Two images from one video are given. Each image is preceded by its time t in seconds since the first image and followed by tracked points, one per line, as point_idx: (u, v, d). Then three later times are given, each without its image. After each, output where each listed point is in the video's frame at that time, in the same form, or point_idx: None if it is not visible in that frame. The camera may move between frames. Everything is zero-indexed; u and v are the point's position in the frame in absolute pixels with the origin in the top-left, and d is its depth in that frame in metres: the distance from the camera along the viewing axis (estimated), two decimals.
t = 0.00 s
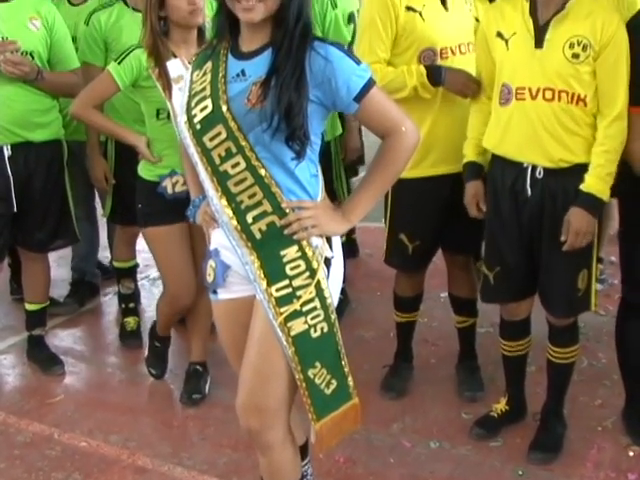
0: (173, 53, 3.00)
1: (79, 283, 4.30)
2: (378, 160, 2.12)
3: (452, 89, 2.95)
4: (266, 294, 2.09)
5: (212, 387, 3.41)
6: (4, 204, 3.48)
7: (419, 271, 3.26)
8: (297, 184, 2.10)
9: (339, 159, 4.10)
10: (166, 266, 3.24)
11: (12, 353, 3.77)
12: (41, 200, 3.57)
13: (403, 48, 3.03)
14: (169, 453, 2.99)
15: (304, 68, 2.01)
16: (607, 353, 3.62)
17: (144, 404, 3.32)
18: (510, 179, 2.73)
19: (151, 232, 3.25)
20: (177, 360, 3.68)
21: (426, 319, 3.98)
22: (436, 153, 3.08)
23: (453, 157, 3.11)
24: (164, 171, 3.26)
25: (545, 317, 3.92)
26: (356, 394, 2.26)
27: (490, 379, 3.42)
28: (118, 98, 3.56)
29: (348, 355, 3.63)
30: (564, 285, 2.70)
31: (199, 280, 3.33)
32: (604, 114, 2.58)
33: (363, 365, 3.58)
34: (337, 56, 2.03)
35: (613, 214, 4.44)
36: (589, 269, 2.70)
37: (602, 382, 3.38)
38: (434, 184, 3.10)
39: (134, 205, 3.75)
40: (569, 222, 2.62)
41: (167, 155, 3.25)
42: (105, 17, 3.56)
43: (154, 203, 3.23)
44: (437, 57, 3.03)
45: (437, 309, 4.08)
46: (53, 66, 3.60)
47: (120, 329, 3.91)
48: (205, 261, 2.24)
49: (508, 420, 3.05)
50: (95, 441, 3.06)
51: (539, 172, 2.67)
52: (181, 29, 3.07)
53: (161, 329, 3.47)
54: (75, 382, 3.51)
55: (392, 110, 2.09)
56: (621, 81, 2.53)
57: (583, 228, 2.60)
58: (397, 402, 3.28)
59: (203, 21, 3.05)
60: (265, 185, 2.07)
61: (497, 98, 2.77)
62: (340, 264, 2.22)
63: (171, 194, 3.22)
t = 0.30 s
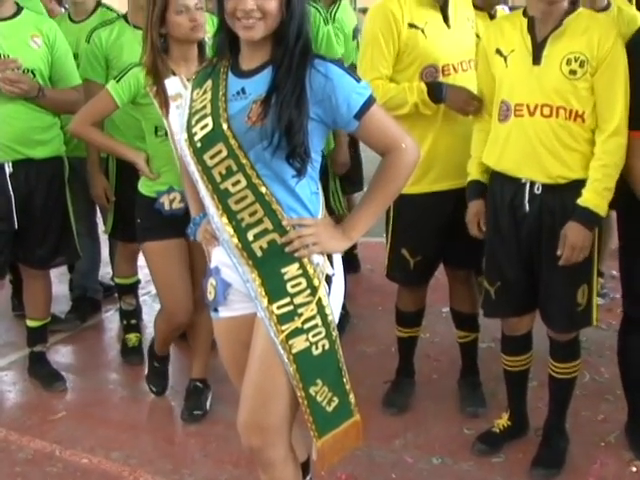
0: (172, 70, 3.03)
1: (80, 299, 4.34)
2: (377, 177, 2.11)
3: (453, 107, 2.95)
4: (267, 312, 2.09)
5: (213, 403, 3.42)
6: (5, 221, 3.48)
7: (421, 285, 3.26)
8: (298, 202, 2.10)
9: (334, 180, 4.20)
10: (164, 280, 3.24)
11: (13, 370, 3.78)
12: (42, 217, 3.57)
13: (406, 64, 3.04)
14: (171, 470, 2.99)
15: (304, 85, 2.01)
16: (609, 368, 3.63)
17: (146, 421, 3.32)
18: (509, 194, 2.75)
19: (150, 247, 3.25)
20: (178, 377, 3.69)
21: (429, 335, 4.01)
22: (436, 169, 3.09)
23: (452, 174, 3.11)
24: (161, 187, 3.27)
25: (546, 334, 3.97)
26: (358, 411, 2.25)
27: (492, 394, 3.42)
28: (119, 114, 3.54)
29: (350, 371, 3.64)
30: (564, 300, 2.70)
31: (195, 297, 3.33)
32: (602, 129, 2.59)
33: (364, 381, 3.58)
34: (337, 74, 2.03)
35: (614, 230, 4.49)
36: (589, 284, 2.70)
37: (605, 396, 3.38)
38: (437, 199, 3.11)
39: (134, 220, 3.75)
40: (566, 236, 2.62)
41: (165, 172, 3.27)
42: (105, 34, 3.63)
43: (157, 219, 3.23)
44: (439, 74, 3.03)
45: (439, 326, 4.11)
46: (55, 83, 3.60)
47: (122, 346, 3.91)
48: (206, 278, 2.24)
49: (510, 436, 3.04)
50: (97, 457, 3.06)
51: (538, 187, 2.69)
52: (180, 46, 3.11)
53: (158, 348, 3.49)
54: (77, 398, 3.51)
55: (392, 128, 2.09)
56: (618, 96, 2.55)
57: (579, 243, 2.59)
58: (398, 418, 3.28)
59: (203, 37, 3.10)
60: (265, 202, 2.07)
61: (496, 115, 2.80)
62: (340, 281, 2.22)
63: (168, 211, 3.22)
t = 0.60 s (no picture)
0: (169, 87, 3.04)
1: (80, 314, 4.35)
2: (375, 194, 2.11)
3: (451, 123, 2.96)
4: (267, 329, 2.09)
5: (212, 420, 3.41)
6: (5, 237, 3.49)
7: (422, 301, 3.27)
8: (297, 219, 2.10)
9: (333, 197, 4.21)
10: (161, 296, 3.23)
11: (12, 387, 3.78)
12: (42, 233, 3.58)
13: (407, 78, 3.05)
14: None
15: (303, 103, 2.02)
16: (609, 383, 3.63)
17: (145, 437, 3.31)
18: (504, 210, 2.76)
19: (149, 263, 3.25)
20: (176, 393, 3.69)
21: (428, 350, 4.02)
22: (436, 185, 3.09)
23: (451, 191, 3.11)
24: (160, 203, 3.27)
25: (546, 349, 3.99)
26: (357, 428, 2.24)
27: (492, 410, 3.42)
28: (118, 131, 3.55)
29: (349, 388, 3.64)
30: (560, 316, 2.69)
31: (193, 313, 3.31)
32: (600, 146, 2.61)
33: (364, 397, 3.57)
34: (336, 91, 2.04)
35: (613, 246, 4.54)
36: (583, 301, 2.69)
37: (604, 412, 3.38)
38: (436, 215, 3.11)
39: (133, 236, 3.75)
40: (568, 252, 2.62)
41: (164, 187, 3.28)
42: (105, 51, 3.67)
43: (156, 234, 3.24)
44: (439, 90, 3.04)
45: (439, 342, 4.12)
46: (54, 99, 3.63)
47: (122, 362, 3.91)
48: (205, 295, 2.25)
49: (509, 452, 3.04)
50: (95, 474, 3.05)
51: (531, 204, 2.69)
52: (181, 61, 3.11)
53: (152, 365, 3.42)
54: (76, 414, 3.51)
55: (392, 145, 2.09)
56: (616, 114, 2.57)
57: (583, 259, 2.59)
58: (398, 434, 3.28)
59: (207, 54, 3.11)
60: (265, 220, 2.07)
61: (493, 132, 2.83)
62: (340, 299, 2.22)
63: (166, 226, 3.23)
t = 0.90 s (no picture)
0: (173, 103, 3.03)
1: (81, 329, 4.36)
2: (376, 212, 2.11)
3: (451, 139, 2.96)
4: (268, 347, 2.09)
5: (213, 435, 3.40)
6: (6, 252, 3.49)
7: (423, 316, 3.27)
8: (297, 235, 2.10)
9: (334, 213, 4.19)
10: (160, 310, 3.23)
11: (13, 402, 3.78)
12: (44, 248, 3.57)
13: (408, 93, 3.07)
14: None
15: (304, 120, 2.01)
16: (611, 399, 3.63)
17: (145, 453, 3.30)
18: (501, 225, 2.78)
19: (150, 279, 3.25)
20: (177, 409, 3.69)
21: (429, 366, 4.03)
22: (439, 201, 3.10)
23: (452, 205, 3.12)
24: (163, 218, 3.27)
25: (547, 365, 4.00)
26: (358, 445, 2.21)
27: (493, 426, 3.41)
28: (119, 147, 3.56)
29: (351, 403, 3.64)
30: (556, 334, 2.71)
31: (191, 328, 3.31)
32: (602, 163, 2.63)
33: (365, 413, 3.57)
34: (337, 108, 2.04)
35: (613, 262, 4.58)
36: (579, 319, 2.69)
37: (606, 428, 3.37)
38: (436, 231, 3.12)
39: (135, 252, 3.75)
40: (584, 273, 2.62)
41: (167, 202, 3.27)
42: (106, 66, 3.68)
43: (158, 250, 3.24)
44: (441, 106, 3.06)
45: (440, 357, 4.12)
46: (56, 114, 3.62)
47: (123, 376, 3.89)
48: (206, 313, 2.25)
49: (511, 469, 3.02)
50: None
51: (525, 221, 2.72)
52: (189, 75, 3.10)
53: (148, 385, 3.44)
54: (76, 430, 3.50)
55: (391, 162, 2.09)
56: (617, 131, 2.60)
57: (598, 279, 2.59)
58: (400, 450, 3.27)
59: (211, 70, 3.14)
60: (266, 237, 2.07)
61: (492, 148, 2.85)
62: (340, 316, 2.21)
63: (168, 242, 3.21)
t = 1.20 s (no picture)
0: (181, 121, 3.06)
1: (83, 344, 4.36)
2: (379, 227, 2.10)
3: (453, 154, 2.97)
4: (270, 363, 2.09)
5: (214, 450, 3.40)
6: (8, 266, 3.49)
7: (426, 332, 3.27)
8: (299, 251, 2.10)
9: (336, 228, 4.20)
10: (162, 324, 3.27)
11: (13, 417, 3.77)
12: (46, 263, 3.57)
13: (410, 109, 3.10)
14: None
15: (307, 136, 2.02)
16: (613, 414, 3.63)
17: (146, 469, 3.30)
18: (498, 241, 2.79)
19: (153, 295, 3.27)
20: (178, 424, 3.68)
21: (431, 381, 4.03)
22: (441, 216, 3.12)
23: (455, 221, 3.13)
24: (166, 234, 3.29)
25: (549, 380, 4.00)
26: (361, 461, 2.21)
27: (495, 442, 3.41)
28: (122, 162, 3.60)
29: (353, 419, 3.63)
30: (552, 350, 2.72)
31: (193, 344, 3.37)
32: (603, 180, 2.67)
33: (367, 429, 3.56)
34: (340, 125, 2.04)
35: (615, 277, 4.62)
36: (575, 336, 2.71)
37: (609, 444, 3.37)
38: (438, 246, 3.13)
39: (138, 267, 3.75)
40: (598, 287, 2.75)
41: (170, 218, 3.29)
42: (108, 82, 3.70)
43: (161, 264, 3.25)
44: (443, 121, 3.08)
45: (442, 372, 4.13)
46: (59, 129, 3.64)
47: (124, 391, 3.88)
48: (208, 329, 2.25)
49: None
50: None
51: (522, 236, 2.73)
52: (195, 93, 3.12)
53: (136, 405, 3.44)
54: (77, 445, 3.50)
55: (393, 178, 2.09)
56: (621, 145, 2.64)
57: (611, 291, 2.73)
58: (401, 466, 3.26)
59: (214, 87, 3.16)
60: (268, 253, 2.07)
61: (491, 164, 2.87)
62: (342, 332, 2.22)
63: (173, 257, 3.24)
